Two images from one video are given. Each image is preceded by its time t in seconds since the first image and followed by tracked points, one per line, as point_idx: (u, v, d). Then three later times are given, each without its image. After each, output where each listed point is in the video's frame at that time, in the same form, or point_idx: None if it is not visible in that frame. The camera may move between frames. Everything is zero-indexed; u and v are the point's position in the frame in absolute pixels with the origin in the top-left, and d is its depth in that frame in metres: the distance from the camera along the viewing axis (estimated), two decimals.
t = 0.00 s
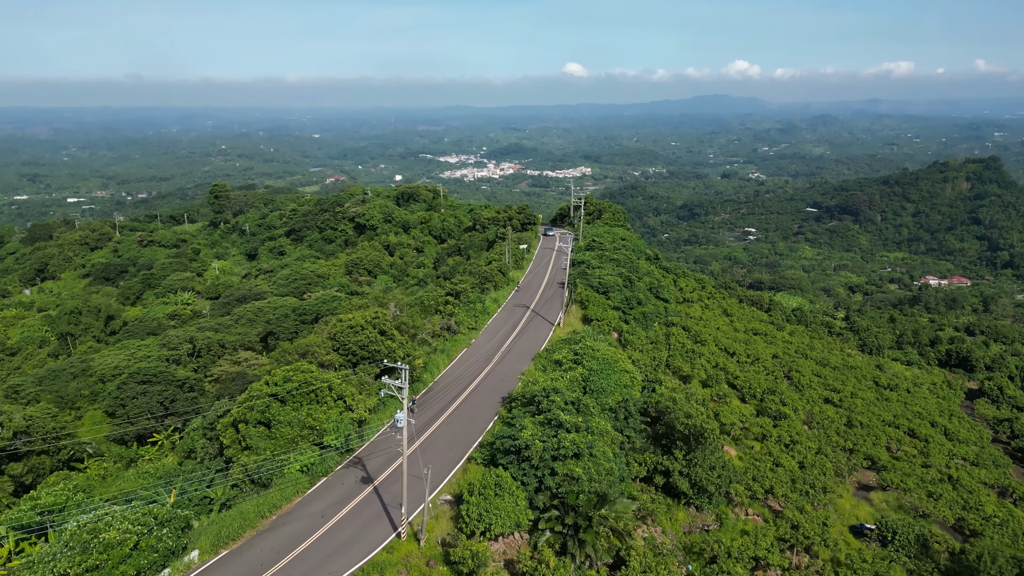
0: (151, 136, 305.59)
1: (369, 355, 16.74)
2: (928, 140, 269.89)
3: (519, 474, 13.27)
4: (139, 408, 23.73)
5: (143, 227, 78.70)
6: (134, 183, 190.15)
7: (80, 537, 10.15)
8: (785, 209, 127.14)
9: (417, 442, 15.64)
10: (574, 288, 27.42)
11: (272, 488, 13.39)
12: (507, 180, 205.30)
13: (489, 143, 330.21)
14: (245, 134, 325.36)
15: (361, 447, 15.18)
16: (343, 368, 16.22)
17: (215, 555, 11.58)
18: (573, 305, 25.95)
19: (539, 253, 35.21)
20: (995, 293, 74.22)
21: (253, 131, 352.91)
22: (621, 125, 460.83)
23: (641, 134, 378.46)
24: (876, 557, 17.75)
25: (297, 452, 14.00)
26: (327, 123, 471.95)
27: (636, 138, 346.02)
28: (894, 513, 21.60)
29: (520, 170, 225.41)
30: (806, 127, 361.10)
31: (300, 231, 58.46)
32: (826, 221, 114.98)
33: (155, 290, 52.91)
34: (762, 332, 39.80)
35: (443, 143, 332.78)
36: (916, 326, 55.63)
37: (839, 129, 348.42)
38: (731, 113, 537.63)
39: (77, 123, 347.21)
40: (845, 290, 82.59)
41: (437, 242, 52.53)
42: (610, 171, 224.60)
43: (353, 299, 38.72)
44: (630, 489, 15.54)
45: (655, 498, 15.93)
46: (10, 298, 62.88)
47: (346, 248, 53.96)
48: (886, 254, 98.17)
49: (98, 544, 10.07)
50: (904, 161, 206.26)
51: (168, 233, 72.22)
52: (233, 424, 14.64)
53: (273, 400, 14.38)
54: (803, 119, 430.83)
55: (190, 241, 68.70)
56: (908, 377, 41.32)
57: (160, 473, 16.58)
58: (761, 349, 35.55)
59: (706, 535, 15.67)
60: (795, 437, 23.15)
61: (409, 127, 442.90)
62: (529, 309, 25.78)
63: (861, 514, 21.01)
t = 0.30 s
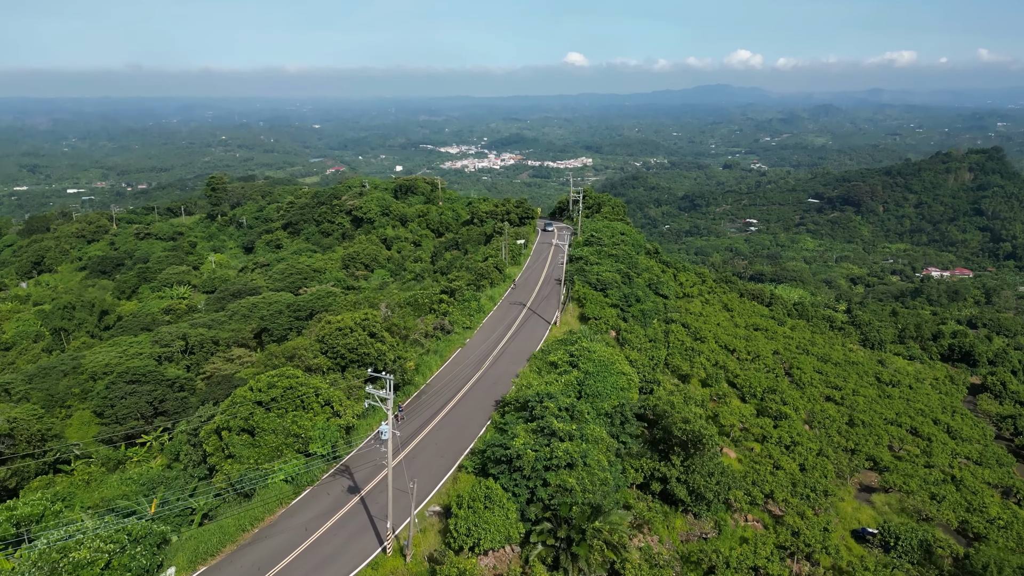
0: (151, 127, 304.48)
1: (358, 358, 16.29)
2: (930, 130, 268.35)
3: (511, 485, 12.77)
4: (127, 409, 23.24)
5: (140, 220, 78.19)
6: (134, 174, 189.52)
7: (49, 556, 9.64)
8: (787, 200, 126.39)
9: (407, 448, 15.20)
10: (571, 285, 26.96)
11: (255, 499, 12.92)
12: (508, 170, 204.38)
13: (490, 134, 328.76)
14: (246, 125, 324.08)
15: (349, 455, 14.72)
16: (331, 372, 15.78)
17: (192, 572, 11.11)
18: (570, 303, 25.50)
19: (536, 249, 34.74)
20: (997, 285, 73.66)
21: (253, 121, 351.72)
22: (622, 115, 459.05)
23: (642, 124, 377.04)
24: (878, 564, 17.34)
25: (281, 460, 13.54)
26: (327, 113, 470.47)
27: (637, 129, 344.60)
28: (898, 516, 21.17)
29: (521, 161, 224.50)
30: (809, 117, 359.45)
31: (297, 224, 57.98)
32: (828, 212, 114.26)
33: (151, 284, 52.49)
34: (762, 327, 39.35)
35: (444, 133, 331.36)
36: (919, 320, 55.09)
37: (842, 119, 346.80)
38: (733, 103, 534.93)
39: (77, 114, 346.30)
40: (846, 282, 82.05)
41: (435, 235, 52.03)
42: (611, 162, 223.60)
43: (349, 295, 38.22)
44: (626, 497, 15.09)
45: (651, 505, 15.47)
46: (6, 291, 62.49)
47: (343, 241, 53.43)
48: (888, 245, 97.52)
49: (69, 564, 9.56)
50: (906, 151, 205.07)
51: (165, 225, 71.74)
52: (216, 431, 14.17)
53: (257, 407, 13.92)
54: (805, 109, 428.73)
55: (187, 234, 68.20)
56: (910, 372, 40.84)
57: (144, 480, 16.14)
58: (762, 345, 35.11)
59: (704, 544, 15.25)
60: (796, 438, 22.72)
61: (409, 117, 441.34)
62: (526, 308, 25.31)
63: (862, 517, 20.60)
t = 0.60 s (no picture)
0: (150, 116, 303.15)
1: (345, 361, 15.83)
2: (932, 118, 266.94)
3: (500, 496, 12.29)
4: (114, 408, 22.74)
5: (137, 211, 77.55)
6: (133, 163, 188.71)
7: None
8: (788, 189, 125.58)
9: (394, 454, 14.78)
10: (568, 281, 26.47)
11: (235, 510, 12.48)
12: (508, 159, 203.43)
13: (490, 123, 327.36)
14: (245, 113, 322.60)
15: (334, 462, 14.27)
16: (317, 375, 15.33)
17: None
18: (567, 300, 25.02)
19: (534, 243, 34.24)
20: (999, 275, 73.11)
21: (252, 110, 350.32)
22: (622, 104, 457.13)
23: (643, 113, 375.39)
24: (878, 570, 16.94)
25: (263, 469, 13.10)
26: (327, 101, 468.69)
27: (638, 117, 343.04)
28: (899, 519, 20.77)
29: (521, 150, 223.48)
30: (810, 105, 357.66)
31: (293, 215, 57.41)
32: (829, 202, 113.49)
33: (145, 277, 52.01)
34: (763, 321, 38.86)
35: (444, 122, 329.93)
36: (921, 312, 54.62)
37: (844, 108, 344.99)
38: (735, 92, 532.61)
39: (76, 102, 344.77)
40: (848, 273, 81.49)
41: (432, 227, 51.46)
42: (612, 151, 222.45)
43: (344, 289, 37.71)
44: (621, 504, 14.64)
45: (647, 513, 15.04)
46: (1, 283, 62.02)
47: (340, 233, 52.88)
48: (889, 235, 96.93)
49: None
50: (908, 140, 203.88)
51: (161, 216, 71.11)
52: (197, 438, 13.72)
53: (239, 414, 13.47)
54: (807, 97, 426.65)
55: (183, 225, 67.63)
56: (912, 366, 40.35)
57: (127, 485, 15.72)
58: (762, 340, 34.64)
59: (701, 551, 14.83)
60: (796, 438, 22.29)
61: (410, 105, 440.09)
62: (521, 304, 24.86)
63: (863, 520, 20.20)
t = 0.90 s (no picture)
0: (149, 103, 301.69)
1: (332, 363, 15.38)
2: (935, 105, 265.45)
3: (489, 508, 11.81)
4: (101, 407, 22.28)
5: (133, 200, 76.87)
6: (132, 151, 187.75)
7: None
8: (789, 177, 124.80)
9: (383, 460, 14.38)
10: (564, 277, 25.99)
11: (214, 521, 12.02)
12: (508, 147, 202.30)
13: (490, 110, 325.76)
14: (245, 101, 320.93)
15: (319, 469, 13.81)
16: (302, 378, 14.89)
17: None
18: (563, 296, 24.54)
19: (530, 236, 33.76)
20: (1001, 265, 72.61)
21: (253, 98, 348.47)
22: (624, 91, 454.91)
23: (644, 100, 373.51)
24: None
25: (246, 478, 12.65)
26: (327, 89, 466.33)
27: (640, 105, 341.20)
28: (901, 522, 20.34)
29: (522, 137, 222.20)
30: (813, 92, 355.63)
31: (289, 206, 56.89)
32: (831, 190, 112.80)
33: (140, 268, 51.49)
34: (763, 314, 38.40)
35: (444, 110, 328.34)
36: (922, 303, 54.08)
37: (847, 95, 342.94)
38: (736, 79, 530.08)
39: (75, 90, 343.25)
40: (848, 262, 80.91)
41: (429, 218, 50.92)
42: (613, 139, 221.24)
43: (339, 283, 37.20)
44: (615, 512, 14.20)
45: (642, 521, 14.60)
46: None
47: (336, 224, 52.30)
48: (891, 223, 96.28)
49: None
50: (911, 127, 202.72)
51: (157, 207, 70.49)
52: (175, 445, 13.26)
53: (219, 421, 13.03)
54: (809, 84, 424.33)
55: (179, 216, 67.07)
56: (913, 359, 39.88)
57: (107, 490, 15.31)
58: (761, 334, 34.16)
59: (698, 561, 14.38)
60: (796, 437, 21.87)
61: (410, 93, 437.97)
62: (517, 300, 24.40)
63: (864, 523, 19.78)
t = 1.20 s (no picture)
0: (148, 90, 299.93)
1: (317, 366, 14.93)
2: (937, 92, 263.89)
3: (476, 521, 11.34)
4: (87, 406, 21.73)
5: (128, 189, 76.17)
6: (130, 138, 186.70)
7: None
8: (790, 165, 123.95)
9: (370, 465, 13.96)
10: (560, 273, 25.47)
11: (191, 535, 11.56)
12: (508, 134, 201.20)
13: (491, 97, 324.06)
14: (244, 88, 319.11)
15: (302, 478, 13.36)
16: (286, 383, 14.42)
17: None
18: (558, 292, 24.03)
19: (526, 230, 33.24)
20: (1003, 253, 72.07)
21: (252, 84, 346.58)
22: (624, 77, 452.78)
23: (645, 86, 371.78)
24: None
25: (225, 489, 12.18)
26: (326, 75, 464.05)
27: (640, 91, 339.47)
28: (901, 524, 19.90)
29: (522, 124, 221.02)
30: (815, 79, 353.99)
31: (284, 196, 56.31)
32: (832, 177, 112.05)
33: (134, 259, 50.95)
34: (762, 306, 37.91)
35: (444, 96, 326.48)
36: (924, 293, 53.54)
37: (848, 81, 341.04)
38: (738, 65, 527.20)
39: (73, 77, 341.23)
40: (849, 251, 80.33)
41: (426, 208, 50.29)
42: (613, 126, 219.94)
43: (333, 276, 36.68)
44: (608, 522, 13.76)
45: (636, 529, 14.19)
46: None
47: (332, 215, 51.75)
48: (892, 211, 95.60)
49: None
50: (913, 114, 201.46)
51: (152, 196, 69.82)
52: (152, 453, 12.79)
53: (198, 429, 12.57)
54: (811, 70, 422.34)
55: (174, 205, 66.45)
56: (914, 352, 39.40)
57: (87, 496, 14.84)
58: (761, 329, 33.70)
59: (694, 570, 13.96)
60: (795, 436, 21.44)
61: (410, 79, 435.98)
62: (512, 296, 23.93)
63: (864, 525, 19.35)
